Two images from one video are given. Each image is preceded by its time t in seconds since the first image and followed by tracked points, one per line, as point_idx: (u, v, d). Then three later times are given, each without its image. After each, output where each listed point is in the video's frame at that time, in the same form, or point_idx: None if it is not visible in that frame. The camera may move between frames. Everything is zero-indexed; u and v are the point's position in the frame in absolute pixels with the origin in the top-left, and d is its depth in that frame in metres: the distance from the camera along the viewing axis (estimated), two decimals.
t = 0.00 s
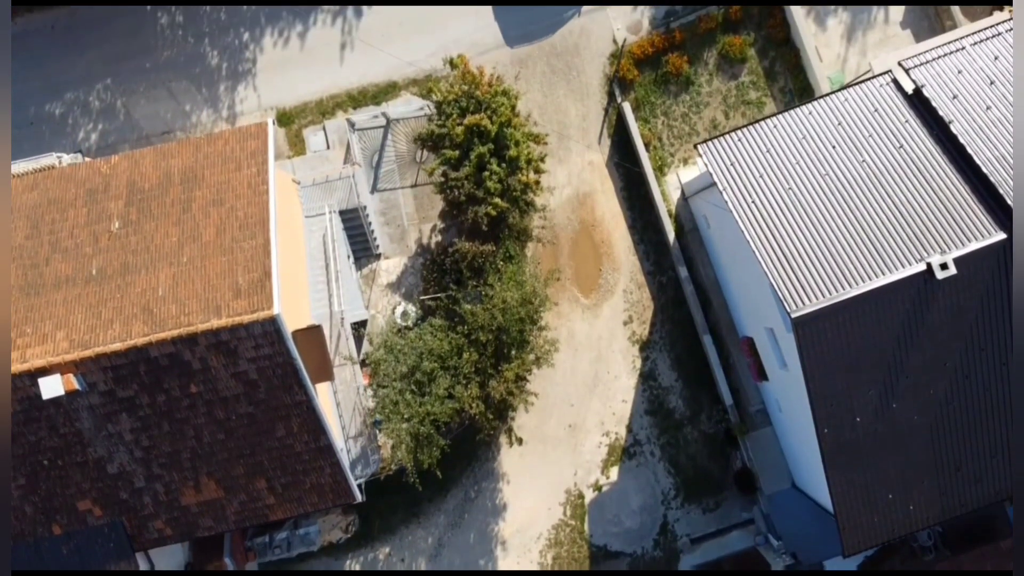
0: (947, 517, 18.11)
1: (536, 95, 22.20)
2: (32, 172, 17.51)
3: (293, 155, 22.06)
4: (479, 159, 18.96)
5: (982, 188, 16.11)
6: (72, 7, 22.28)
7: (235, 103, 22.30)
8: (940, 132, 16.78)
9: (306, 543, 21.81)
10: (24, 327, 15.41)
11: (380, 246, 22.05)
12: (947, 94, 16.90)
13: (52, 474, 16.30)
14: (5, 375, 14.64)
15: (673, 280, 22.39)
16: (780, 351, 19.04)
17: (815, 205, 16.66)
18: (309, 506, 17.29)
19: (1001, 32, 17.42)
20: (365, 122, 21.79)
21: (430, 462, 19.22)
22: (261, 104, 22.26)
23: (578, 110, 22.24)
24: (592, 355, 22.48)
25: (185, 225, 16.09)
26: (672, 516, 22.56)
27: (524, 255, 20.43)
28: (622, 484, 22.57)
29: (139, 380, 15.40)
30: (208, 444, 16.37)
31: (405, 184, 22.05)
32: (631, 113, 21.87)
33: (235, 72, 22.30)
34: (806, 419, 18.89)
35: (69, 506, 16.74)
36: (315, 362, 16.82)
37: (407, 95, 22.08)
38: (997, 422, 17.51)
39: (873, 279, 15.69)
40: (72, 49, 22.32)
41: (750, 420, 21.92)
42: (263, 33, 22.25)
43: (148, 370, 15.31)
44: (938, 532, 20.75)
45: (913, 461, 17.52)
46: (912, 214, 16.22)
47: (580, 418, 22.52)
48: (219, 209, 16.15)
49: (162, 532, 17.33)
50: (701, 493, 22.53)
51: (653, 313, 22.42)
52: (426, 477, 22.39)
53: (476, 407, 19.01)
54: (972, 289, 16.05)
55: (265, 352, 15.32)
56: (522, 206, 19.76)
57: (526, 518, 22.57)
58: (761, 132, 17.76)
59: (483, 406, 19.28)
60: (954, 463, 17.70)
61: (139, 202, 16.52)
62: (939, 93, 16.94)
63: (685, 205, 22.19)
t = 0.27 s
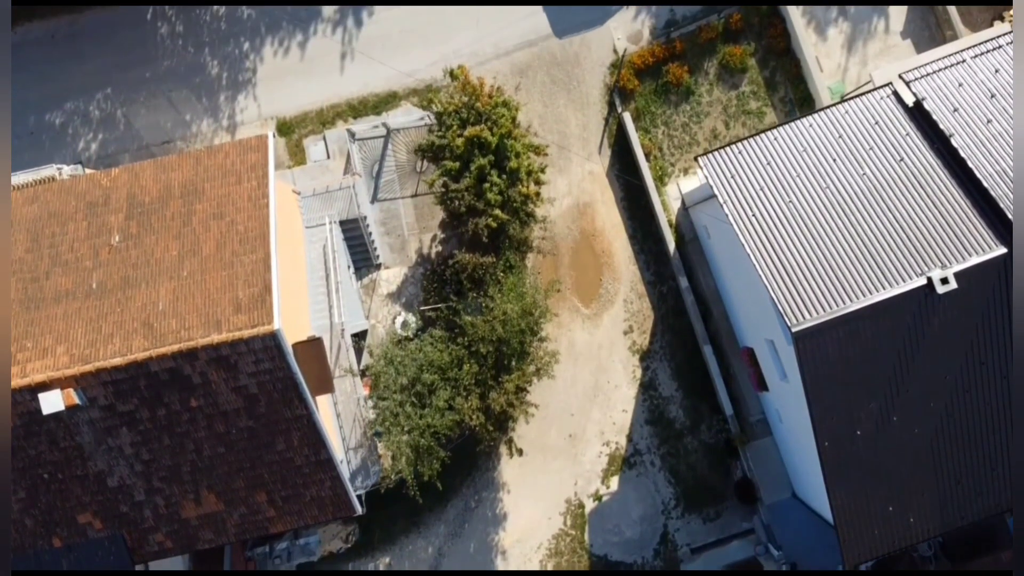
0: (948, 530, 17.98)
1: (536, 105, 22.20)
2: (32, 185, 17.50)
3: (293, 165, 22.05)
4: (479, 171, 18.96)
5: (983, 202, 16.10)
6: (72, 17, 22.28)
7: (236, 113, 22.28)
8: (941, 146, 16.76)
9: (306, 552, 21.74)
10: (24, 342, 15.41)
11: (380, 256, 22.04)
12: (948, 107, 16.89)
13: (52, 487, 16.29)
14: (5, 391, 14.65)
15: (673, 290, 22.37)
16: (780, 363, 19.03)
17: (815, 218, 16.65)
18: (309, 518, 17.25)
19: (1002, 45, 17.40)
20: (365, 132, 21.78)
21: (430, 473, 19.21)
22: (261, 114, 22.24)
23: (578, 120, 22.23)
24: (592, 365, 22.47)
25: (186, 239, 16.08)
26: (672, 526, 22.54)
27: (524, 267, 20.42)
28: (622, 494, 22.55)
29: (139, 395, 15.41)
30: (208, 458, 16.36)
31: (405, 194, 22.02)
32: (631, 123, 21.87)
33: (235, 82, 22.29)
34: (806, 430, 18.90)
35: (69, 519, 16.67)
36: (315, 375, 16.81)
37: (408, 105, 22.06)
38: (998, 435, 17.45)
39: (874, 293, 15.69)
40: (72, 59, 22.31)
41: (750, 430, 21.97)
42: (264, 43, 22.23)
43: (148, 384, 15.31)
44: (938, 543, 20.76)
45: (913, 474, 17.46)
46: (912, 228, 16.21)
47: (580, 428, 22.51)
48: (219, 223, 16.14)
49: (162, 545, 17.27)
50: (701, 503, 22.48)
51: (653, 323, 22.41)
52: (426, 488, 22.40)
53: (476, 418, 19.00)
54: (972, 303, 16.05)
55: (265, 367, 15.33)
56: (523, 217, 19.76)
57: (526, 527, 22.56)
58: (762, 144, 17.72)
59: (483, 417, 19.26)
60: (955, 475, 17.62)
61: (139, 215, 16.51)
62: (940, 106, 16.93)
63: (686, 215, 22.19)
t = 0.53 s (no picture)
0: (948, 542, 17.90)
1: (536, 115, 22.20)
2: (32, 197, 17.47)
3: (293, 175, 22.06)
4: (480, 183, 18.96)
5: (983, 216, 16.10)
6: (72, 26, 22.28)
7: (236, 123, 22.28)
8: (941, 159, 16.77)
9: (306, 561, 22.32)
10: (24, 356, 15.42)
11: (380, 265, 22.02)
12: (948, 120, 16.89)
13: (52, 500, 16.28)
14: (5, 405, 14.67)
15: (673, 300, 22.37)
16: (780, 374, 19.02)
17: (815, 232, 16.66)
18: (310, 531, 17.21)
19: (1002, 57, 17.40)
20: (365, 142, 21.78)
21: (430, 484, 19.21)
22: (262, 123, 22.24)
23: (578, 130, 22.23)
24: (592, 375, 22.47)
25: (186, 253, 16.08)
26: (672, 535, 22.52)
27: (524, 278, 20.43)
28: (622, 504, 22.55)
29: (139, 409, 15.42)
30: (208, 471, 16.34)
31: (405, 204, 21.99)
32: (631, 133, 21.87)
33: (235, 92, 22.28)
34: (805, 442, 18.91)
35: (69, 533, 16.64)
36: (315, 388, 16.75)
37: (408, 115, 22.06)
38: (998, 447, 17.41)
39: (874, 308, 15.71)
40: (72, 68, 22.31)
41: (750, 440, 21.98)
42: (264, 52, 22.22)
43: (148, 398, 15.32)
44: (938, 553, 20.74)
45: (913, 486, 17.41)
46: (913, 242, 16.22)
47: (580, 438, 22.50)
48: (219, 236, 16.14)
49: (162, 557, 17.22)
50: (702, 513, 22.44)
51: (653, 333, 22.41)
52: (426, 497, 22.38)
53: (476, 430, 19.01)
54: (972, 317, 16.05)
55: (265, 381, 15.34)
56: (523, 228, 19.76)
57: (526, 537, 22.55)
58: (762, 157, 17.73)
59: (484, 429, 19.27)
60: (954, 487, 17.56)
61: (139, 228, 16.50)
62: (940, 119, 16.93)
63: (686, 225, 22.15)
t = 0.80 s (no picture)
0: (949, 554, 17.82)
1: (536, 124, 22.21)
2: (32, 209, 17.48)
3: (293, 184, 22.07)
4: (480, 194, 18.96)
5: (983, 229, 16.11)
6: (72, 35, 22.28)
7: (236, 132, 22.28)
8: (941, 172, 16.77)
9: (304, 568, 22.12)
10: (24, 369, 15.43)
11: (380, 275, 22.02)
12: (948, 132, 16.90)
13: (53, 513, 16.29)
14: (6, 420, 14.69)
15: (673, 309, 22.37)
16: (780, 385, 19.02)
17: (815, 244, 16.66)
18: (310, 543, 17.19)
19: (1002, 69, 17.41)
20: (365, 151, 21.79)
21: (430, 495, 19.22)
22: (262, 132, 22.25)
23: (578, 139, 22.24)
24: (592, 384, 22.47)
25: (186, 266, 16.09)
26: (673, 544, 22.51)
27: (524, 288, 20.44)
28: (622, 513, 22.55)
29: (140, 422, 15.43)
30: (208, 484, 16.34)
31: (405, 213, 21.97)
32: (631, 142, 21.87)
33: (235, 101, 22.28)
34: (805, 453, 18.92)
35: (69, 545, 16.64)
36: (315, 400, 16.75)
37: (408, 124, 22.06)
38: (999, 459, 17.34)
39: (874, 321, 15.73)
40: (72, 78, 22.32)
41: (750, 449, 21.99)
42: (264, 61, 22.22)
43: (149, 412, 15.34)
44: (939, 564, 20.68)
45: (913, 498, 17.37)
46: (913, 255, 16.23)
47: (580, 447, 22.50)
48: (219, 249, 16.14)
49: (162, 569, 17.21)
50: (702, 522, 22.42)
51: (653, 342, 22.41)
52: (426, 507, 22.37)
53: (476, 440, 19.02)
54: (972, 329, 16.05)
55: (266, 395, 15.36)
56: (523, 238, 19.76)
57: (527, 546, 22.55)
58: (761, 169, 17.74)
59: (484, 439, 19.28)
60: (954, 499, 17.48)
61: (139, 241, 16.50)
62: (940, 131, 16.93)
63: (686, 233, 22.17)
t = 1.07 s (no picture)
0: (948, 564, 17.79)
1: (536, 133, 22.21)
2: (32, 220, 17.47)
3: (293, 193, 22.07)
4: (480, 204, 18.96)
5: (984, 241, 16.10)
6: (72, 44, 22.27)
7: (236, 140, 22.28)
8: (941, 183, 16.76)
9: None
10: (24, 381, 15.43)
11: (380, 283, 22.00)
12: (948, 143, 16.89)
13: (53, 525, 16.28)
14: (5, 433, 14.69)
15: (673, 317, 22.37)
16: (780, 395, 19.01)
17: (816, 256, 16.66)
18: (310, 554, 17.18)
19: (1002, 80, 17.40)
20: (365, 159, 21.77)
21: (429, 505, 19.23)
22: (262, 141, 22.24)
23: (579, 148, 22.23)
24: (592, 392, 22.46)
25: (186, 277, 16.08)
26: (673, 553, 22.49)
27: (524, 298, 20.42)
28: (622, 521, 22.54)
29: (140, 434, 15.44)
30: (208, 495, 16.33)
31: (405, 222, 21.95)
32: (631, 150, 21.86)
33: (235, 109, 22.28)
34: (805, 463, 18.92)
35: (69, 556, 16.64)
36: (315, 411, 16.75)
37: (408, 132, 22.05)
38: (999, 469, 17.30)
39: (874, 333, 15.73)
40: (72, 86, 22.30)
41: (750, 457, 21.98)
42: (264, 70, 22.21)
43: (149, 424, 15.34)
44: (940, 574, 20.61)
45: (913, 509, 17.35)
46: (913, 267, 16.23)
47: (581, 455, 22.49)
48: (219, 261, 16.13)
49: None
50: (702, 530, 22.40)
51: (653, 350, 22.40)
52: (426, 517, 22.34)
53: (477, 450, 19.04)
54: (973, 341, 16.05)
55: (266, 407, 15.36)
56: (523, 248, 19.75)
57: (527, 554, 22.53)
58: (761, 179, 17.73)
59: (484, 449, 19.28)
60: (954, 509, 17.44)
61: (139, 252, 16.49)
62: (941, 142, 16.92)
63: (686, 242, 22.15)
